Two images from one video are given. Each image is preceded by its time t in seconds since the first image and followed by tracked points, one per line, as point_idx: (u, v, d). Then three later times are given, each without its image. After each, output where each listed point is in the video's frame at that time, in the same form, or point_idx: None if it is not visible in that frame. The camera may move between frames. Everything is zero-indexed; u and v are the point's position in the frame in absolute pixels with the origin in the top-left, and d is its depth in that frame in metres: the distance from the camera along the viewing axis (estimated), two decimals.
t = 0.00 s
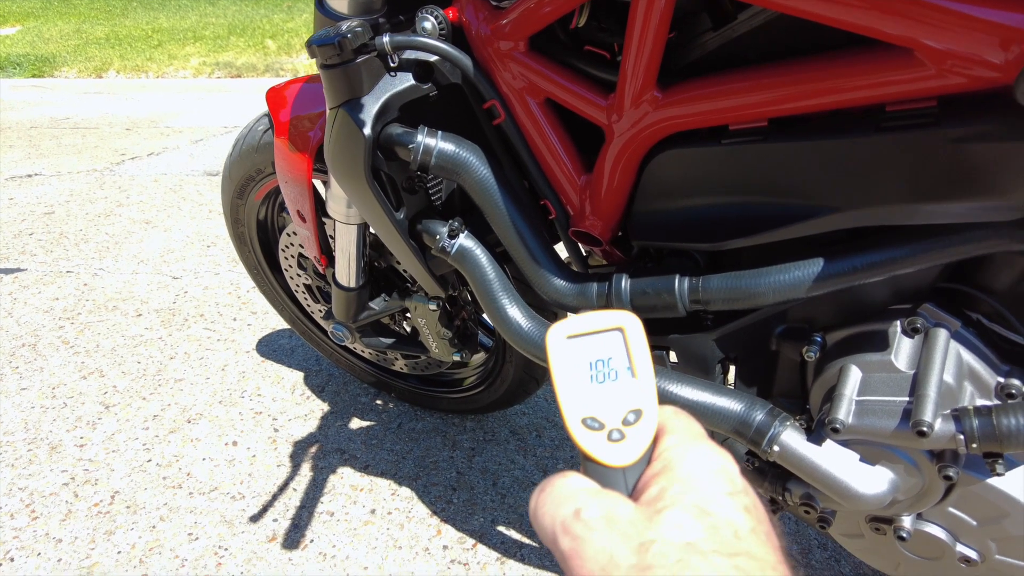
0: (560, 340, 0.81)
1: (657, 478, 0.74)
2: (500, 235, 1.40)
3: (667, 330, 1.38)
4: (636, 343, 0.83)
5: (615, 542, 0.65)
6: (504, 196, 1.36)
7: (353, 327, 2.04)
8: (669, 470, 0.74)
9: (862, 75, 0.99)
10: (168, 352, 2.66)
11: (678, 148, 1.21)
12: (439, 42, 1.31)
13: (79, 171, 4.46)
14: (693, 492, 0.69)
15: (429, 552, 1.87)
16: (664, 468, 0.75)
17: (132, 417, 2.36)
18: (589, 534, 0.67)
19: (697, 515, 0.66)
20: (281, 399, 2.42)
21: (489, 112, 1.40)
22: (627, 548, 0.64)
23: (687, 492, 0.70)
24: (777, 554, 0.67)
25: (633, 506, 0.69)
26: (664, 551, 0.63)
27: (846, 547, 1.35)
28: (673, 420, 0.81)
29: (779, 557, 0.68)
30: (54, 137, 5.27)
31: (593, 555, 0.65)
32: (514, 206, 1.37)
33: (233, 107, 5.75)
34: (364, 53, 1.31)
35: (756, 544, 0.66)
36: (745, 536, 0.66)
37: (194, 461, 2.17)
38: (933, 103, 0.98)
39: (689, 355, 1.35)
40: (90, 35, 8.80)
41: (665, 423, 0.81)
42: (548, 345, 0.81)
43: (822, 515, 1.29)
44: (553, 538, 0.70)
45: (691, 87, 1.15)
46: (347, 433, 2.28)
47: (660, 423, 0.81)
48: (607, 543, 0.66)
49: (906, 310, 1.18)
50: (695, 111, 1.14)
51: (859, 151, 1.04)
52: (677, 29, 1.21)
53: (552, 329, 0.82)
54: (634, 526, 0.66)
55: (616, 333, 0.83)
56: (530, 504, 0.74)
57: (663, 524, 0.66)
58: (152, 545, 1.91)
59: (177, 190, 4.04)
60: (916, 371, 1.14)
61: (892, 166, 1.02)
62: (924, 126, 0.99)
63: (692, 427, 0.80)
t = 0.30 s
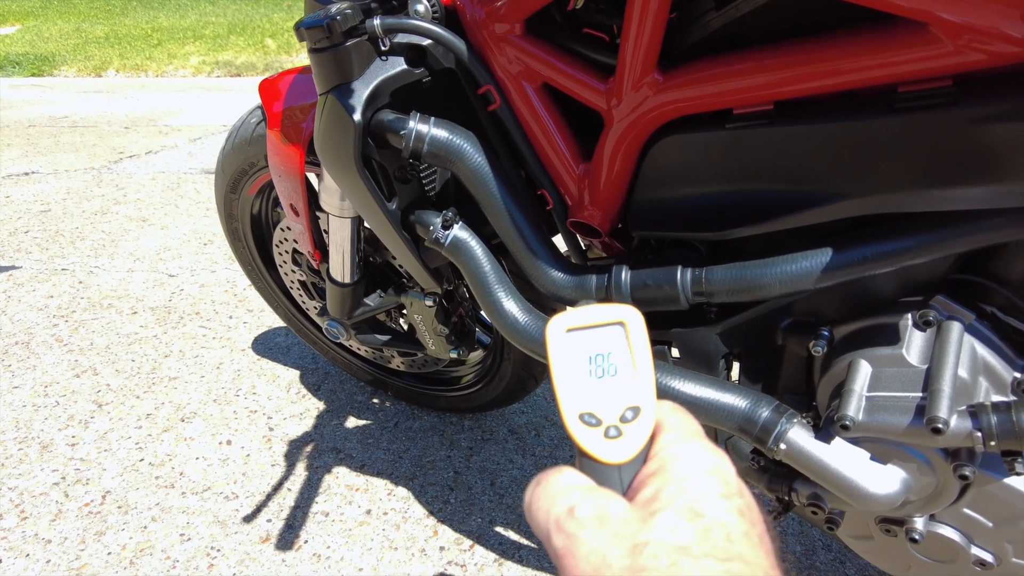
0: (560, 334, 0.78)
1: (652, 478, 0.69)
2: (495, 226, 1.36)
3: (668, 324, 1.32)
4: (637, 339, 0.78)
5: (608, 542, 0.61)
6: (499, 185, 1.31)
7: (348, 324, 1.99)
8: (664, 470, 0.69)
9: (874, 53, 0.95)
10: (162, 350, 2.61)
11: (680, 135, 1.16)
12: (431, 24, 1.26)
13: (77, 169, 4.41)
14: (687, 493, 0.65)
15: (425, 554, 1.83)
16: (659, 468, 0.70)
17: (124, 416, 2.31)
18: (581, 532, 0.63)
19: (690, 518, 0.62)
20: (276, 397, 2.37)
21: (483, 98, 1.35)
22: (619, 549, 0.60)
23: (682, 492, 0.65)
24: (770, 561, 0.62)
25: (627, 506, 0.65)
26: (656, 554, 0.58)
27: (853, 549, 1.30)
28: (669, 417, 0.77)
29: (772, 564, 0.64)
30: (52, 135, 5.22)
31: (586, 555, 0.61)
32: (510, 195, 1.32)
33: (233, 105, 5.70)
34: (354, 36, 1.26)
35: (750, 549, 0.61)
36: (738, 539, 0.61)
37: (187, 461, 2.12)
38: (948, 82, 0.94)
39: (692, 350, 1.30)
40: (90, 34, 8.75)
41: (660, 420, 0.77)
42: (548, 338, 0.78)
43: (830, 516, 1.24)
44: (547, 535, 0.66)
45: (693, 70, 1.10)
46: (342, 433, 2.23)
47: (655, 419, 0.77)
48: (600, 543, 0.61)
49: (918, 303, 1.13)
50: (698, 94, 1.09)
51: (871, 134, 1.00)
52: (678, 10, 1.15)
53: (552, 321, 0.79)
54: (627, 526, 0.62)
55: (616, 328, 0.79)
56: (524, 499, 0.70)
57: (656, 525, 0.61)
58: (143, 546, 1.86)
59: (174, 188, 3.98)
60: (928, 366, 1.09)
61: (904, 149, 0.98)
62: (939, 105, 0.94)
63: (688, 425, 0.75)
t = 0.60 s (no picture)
0: (550, 335, 0.73)
1: (638, 483, 0.67)
2: (485, 212, 1.32)
3: (662, 311, 1.29)
4: (629, 342, 0.74)
5: (590, 548, 0.58)
6: (488, 168, 1.28)
7: (340, 317, 1.95)
8: (652, 476, 0.66)
9: (874, 24, 0.92)
10: (155, 345, 2.58)
11: (674, 113, 1.14)
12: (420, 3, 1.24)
13: (73, 166, 4.37)
14: (673, 500, 0.61)
15: (418, 550, 1.79)
16: (646, 473, 0.68)
17: (116, 411, 2.27)
18: (564, 536, 0.60)
19: (675, 525, 0.59)
20: (269, 392, 2.34)
21: (473, 78, 1.33)
22: (601, 555, 0.57)
23: (669, 498, 0.62)
24: (757, 571, 0.59)
25: (612, 511, 0.62)
26: (639, 561, 0.55)
27: (852, 542, 1.27)
28: (659, 423, 0.73)
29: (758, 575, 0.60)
30: (50, 132, 5.18)
31: (567, 560, 0.58)
32: (499, 178, 1.29)
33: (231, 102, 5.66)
34: (339, 14, 1.23)
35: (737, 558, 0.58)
36: (724, 548, 0.58)
37: (178, 456, 2.08)
38: (951, 53, 0.92)
39: (686, 338, 1.27)
40: (90, 33, 8.71)
41: (650, 423, 0.74)
42: (538, 341, 0.73)
43: (829, 508, 1.20)
44: (529, 537, 0.63)
45: (687, 46, 1.08)
46: (336, 428, 2.19)
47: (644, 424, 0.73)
48: (582, 549, 0.59)
49: (918, 287, 1.09)
50: (692, 70, 1.07)
51: (872, 108, 0.98)
52: None
53: (543, 322, 0.74)
54: (610, 532, 0.59)
55: (609, 330, 0.74)
56: (509, 499, 0.68)
57: (640, 532, 0.58)
58: (132, 542, 1.83)
59: (170, 185, 3.94)
60: (929, 352, 1.06)
61: (906, 123, 0.96)
62: (942, 77, 0.92)
63: (679, 432, 0.72)
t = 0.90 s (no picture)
0: (546, 331, 0.72)
1: (634, 479, 0.64)
2: (479, 208, 1.30)
3: (659, 309, 1.26)
4: (626, 337, 0.72)
5: (583, 544, 0.56)
6: (482, 162, 1.26)
7: (336, 316, 1.92)
8: (648, 471, 0.64)
9: (874, 13, 0.90)
10: (151, 345, 2.55)
11: (671, 106, 1.12)
12: None
13: (71, 165, 4.35)
14: (668, 495, 0.59)
15: (414, 551, 1.77)
16: (642, 469, 0.65)
17: (111, 412, 2.25)
18: (557, 532, 0.58)
19: (669, 522, 0.57)
20: (266, 392, 2.32)
21: (467, 72, 1.31)
22: (593, 552, 0.55)
23: (664, 494, 0.60)
24: (753, 570, 0.57)
25: (605, 507, 0.60)
26: (631, 558, 0.53)
27: (852, 543, 1.25)
28: (656, 418, 0.71)
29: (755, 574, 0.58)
30: (47, 132, 5.15)
31: (559, 556, 0.56)
32: (494, 173, 1.27)
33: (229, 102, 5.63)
34: (330, 7, 1.21)
35: (732, 557, 0.56)
36: (718, 546, 0.56)
37: (173, 456, 2.06)
38: (954, 42, 0.90)
39: (683, 335, 1.25)
40: (89, 32, 8.68)
41: (646, 420, 0.71)
42: (535, 336, 0.72)
43: (829, 509, 1.19)
44: (521, 533, 0.60)
45: (684, 37, 1.06)
46: (332, 428, 2.17)
47: (641, 420, 0.71)
48: (573, 544, 0.56)
49: (919, 284, 1.07)
50: (690, 62, 1.05)
51: (872, 99, 0.96)
52: None
53: (539, 317, 0.72)
54: (603, 528, 0.57)
55: (605, 325, 0.73)
56: (503, 495, 0.65)
57: (632, 528, 0.56)
58: (126, 543, 1.81)
59: (168, 185, 3.92)
60: (931, 350, 1.04)
61: (907, 114, 0.94)
62: (944, 68, 0.90)
63: (674, 427, 0.70)
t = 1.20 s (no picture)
0: (562, 346, 0.72)
1: (657, 497, 0.63)
2: (485, 211, 1.29)
3: (666, 313, 1.25)
4: (643, 353, 0.72)
5: (607, 564, 0.55)
6: (488, 165, 1.25)
7: (338, 319, 1.91)
8: (670, 489, 0.63)
9: (886, 16, 0.90)
10: (152, 346, 2.54)
11: (680, 109, 1.11)
12: None
13: (70, 165, 4.34)
14: (692, 514, 0.59)
15: (417, 555, 1.76)
16: (664, 487, 0.64)
17: (111, 414, 2.24)
18: (580, 553, 0.57)
19: (694, 541, 0.56)
20: (267, 394, 2.30)
21: (473, 74, 1.30)
22: (619, 572, 0.54)
23: (688, 513, 0.59)
24: None
25: (628, 526, 0.59)
26: None
27: (861, 549, 1.24)
28: (675, 434, 0.70)
29: None
30: (47, 132, 5.14)
31: None
32: (500, 177, 1.25)
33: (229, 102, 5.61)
34: (334, 8, 1.20)
35: None
36: (745, 565, 0.55)
37: (174, 459, 2.05)
38: (969, 45, 0.89)
39: (691, 339, 1.24)
40: (88, 32, 8.67)
41: (665, 435, 0.70)
42: (551, 352, 0.72)
43: (838, 515, 1.18)
44: (545, 555, 0.60)
45: (694, 39, 1.05)
46: (334, 431, 2.16)
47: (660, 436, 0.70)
48: (598, 566, 0.55)
49: (930, 288, 1.06)
50: (699, 65, 1.04)
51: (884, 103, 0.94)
52: None
53: (554, 334, 0.72)
54: (627, 548, 0.56)
55: (622, 341, 0.73)
56: (523, 516, 0.64)
57: (658, 548, 0.56)
58: (127, 547, 1.80)
59: (168, 185, 3.91)
60: (944, 355, 1.03)
61: (920, 118, 0.93)
62: (958, 71, 0.89)
63: (694, 442, 0.69)
